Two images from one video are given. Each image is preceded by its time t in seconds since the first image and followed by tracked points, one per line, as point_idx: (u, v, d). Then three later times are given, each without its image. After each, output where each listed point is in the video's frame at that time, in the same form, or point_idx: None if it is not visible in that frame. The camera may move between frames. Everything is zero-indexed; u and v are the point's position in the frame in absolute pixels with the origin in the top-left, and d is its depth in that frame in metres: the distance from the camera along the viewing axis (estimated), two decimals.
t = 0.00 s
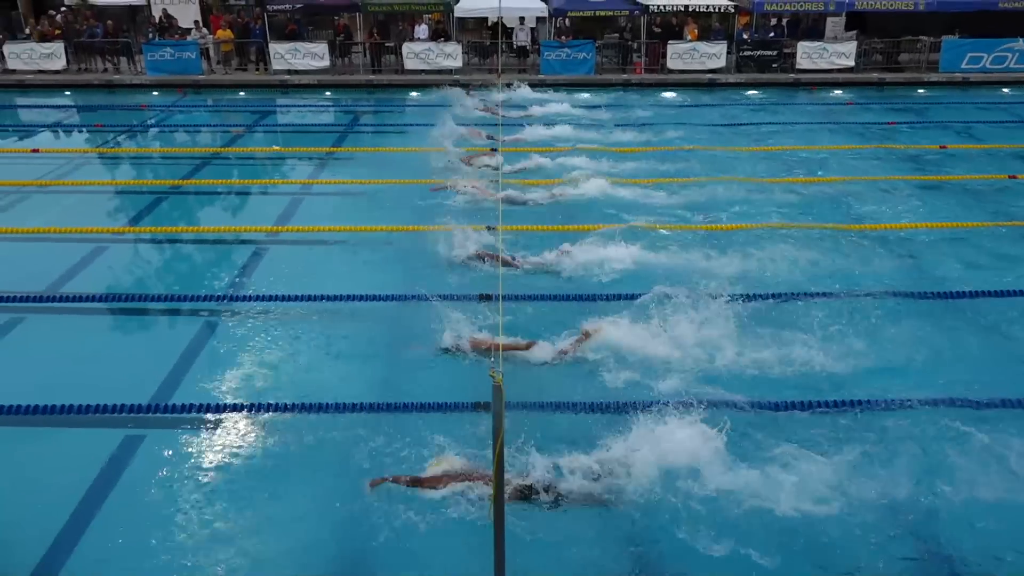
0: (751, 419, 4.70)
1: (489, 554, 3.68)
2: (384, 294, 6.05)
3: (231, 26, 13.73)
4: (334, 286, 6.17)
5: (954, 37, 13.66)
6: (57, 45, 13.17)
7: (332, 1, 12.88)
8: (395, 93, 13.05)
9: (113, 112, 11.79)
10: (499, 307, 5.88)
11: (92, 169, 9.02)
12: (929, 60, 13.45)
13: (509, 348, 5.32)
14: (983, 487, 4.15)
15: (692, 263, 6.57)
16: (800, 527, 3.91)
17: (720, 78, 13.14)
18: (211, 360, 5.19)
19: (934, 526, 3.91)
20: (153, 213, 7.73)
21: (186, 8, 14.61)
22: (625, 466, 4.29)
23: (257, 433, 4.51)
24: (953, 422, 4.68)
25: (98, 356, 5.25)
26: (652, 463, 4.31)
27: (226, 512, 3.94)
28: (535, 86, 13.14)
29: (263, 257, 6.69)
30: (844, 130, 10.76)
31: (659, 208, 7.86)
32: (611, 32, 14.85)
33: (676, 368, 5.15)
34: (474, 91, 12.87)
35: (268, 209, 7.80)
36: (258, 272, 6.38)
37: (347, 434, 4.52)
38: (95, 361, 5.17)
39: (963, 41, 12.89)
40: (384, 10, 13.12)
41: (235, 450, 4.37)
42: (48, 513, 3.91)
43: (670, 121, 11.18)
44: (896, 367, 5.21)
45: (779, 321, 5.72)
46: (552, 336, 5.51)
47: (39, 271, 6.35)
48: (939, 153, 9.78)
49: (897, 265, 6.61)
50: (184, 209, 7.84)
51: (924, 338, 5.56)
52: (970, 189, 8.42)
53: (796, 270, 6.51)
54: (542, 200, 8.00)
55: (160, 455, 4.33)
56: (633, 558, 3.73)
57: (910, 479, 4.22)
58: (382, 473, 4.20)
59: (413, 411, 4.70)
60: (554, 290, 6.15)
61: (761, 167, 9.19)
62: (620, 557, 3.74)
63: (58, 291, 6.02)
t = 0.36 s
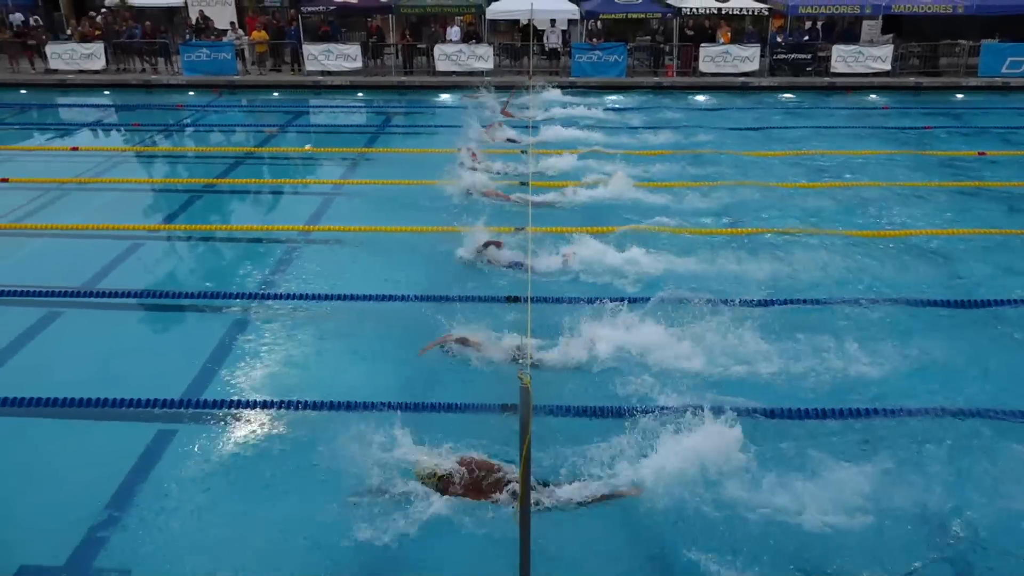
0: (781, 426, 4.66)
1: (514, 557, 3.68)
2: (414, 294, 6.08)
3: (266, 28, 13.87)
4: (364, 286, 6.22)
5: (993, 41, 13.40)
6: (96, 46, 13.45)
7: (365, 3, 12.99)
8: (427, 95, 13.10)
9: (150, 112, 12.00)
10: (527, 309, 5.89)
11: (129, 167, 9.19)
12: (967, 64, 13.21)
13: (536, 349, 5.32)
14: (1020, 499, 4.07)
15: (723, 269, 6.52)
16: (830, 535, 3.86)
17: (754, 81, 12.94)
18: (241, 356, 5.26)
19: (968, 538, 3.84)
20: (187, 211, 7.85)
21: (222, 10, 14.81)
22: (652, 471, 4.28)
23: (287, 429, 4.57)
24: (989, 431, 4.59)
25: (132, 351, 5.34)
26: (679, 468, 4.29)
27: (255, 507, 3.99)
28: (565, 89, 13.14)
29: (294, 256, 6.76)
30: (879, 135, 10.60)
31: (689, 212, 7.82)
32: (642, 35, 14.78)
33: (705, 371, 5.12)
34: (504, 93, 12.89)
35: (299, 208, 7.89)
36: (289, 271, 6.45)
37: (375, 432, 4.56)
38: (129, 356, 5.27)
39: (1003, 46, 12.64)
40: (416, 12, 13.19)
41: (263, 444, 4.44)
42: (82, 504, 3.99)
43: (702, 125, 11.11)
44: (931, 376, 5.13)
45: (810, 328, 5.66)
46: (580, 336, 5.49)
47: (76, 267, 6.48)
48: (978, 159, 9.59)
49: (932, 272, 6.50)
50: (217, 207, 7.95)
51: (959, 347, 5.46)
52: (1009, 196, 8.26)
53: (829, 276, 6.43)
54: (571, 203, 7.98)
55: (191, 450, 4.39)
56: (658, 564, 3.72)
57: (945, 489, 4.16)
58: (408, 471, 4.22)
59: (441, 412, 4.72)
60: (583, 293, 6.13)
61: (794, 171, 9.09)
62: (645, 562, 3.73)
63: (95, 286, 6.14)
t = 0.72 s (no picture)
0: (815, 435, 4.59)
1: (541, 559, 3.67)
2: (447, 294, 6.10)
3: (306, 28, 14.03)
4: (399, 285, 6.26)
5: None
6: (141, 45, 13.74)
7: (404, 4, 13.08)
8: (463, 96, 13.15)
9: (192, 110, 12.21)
10: (558, 311, 5.88)
11: (171, 165, 9.36)
12: (1015, 69, 12.90)
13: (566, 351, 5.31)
14: None
15: (759, 275, 6.45)
16: (864, 546, 3.80)
17: (793, 84, 12.79)
18: (274, 352, 5.32)
19: (1010, 552, 3.75)
20: (225, 208, 7.98)
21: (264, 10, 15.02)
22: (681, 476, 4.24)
23: (323, 426, 4.61)
24: None
25: (171, 345, 5.43)
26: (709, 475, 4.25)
27: (284, 502, 4.03)
28: (602, 91, 13.08)
29: (327, 254, 6.82)
30: (923, 140, 10.39)
31: (725, 215, 7.75)
32: (681, 37, 14.69)
33: (738, 378, 5.06)
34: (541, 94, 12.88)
35: (335, 207, 7.97)
36: (325, 269, 6.52)
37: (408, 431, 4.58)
38: (166, 349, 5.36)
39: None
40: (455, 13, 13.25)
41: (299, 441, 4.48)
42: (117, 494, 4.07)
43: (740, 128, 10.99)
44: (973, 386, 5.01)
45: (848, 335, 5.57)
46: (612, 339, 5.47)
47: (116, 262, 6.61)
48: None
49: (976, 280, 6.36)
50: (256, 206, 8.06)
51: (1003, 357, 5.33)
52: None
53: (868, 282, 6.33)
54: (606, 205, 7.98)
55: (224, 443, 4.45)
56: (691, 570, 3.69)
57: (985, 504, 4.05)
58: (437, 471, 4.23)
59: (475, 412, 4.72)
60: (616, 295, 6.10)
61: (833, 176, 8.96)
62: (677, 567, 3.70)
63: (134, 281, 6.27)
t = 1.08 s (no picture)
0: (850, 444, 4.50)
1: (569, 562, 3.65)
2: (479, 295, 6.11)
3: (343, 28, 14.17)
4: (430, 284, 6.28)
5: None
6: (182, 45, 13.99)
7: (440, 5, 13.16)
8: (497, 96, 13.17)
9: (230, 109, 12.39)
10: (589, 313, 5.86)
11: (208, 163, 9.51)
12: None
13: (595, 352, 5.30)
14: None
15: (793, 280, 6.37)
16: (899, 557, 3.72)
17: (831, 87, 12.62)
18: (307, 349, 5.37)
19: None
20: (261, 205, 8.08)
21: (302, 11, 15.18)
22: (712, 483, 4.19)
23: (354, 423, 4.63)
24: None
25: (207, 339, 5.50)
26: (742, 482, 4.19)
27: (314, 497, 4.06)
28: (636, 92, 13.02)
29: (360, 253, 6.87)
30: (965, 145, 10.19)
31: (760, 219, 7.67)
32: (717, 38, 14.57)
33: (771, 385, 5.00)
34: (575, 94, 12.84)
35: (368, 206, 8.03)
36: (358, 268, 6.57)
37: (439, 430, 4.58)
38: (200, 343, 5.44)
39: None
40: (490, 14, 13.30)
41: (331, 437, 4.50)
42: (150, 483, 4.13)
43: (777, 131, 10.87)
44: (1014, 397, 4.90)
45: (884, 343, 5.48)
46: (644, 343, 5.44)
47: (153, 257, 6.74)
48: None
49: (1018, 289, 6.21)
50: (291, 203, 8.15)
51: None
52: None
53: (906, 289, 6.21)
54: (638, 207, 7.94)
55: (256, 437, 4.50)
56: None
57: None
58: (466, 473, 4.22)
59: (505, 413, 4.71)
60: (649, 297, 6.07)
61: (871, 180, 8.82)
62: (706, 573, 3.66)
63: (170, 276, 6.37)
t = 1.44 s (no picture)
0: (883, 452, 4.43)
1: (593, 564, 3.65)
2: (508, 296, 6.11)
3: (377, 28, 14.27)
4: (459, 284, 6.31)
5: None
6: (220, 44, 14.20)
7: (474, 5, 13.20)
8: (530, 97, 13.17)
9: (265, 108, 12.55)
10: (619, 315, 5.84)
11: (243, 161, 9.65)
12: None
13: (623, 355, 5.27)
14: None
15: (826, 285, 6.29)
16: (929, 570, 3.66)
17: (868, 90, 12.43)
18: (337, 347, 5.42)
19: None
20: (294, 204, 8.17)
21: (336, 11, 15.30)
22: (741, 489, 4.14)
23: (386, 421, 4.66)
24: None
25: (239, 335, 5.58)
26: (771, 490, 4.14)
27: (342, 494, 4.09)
28: (669, 94, 12.94)
29: (390, 252, 6.91)
30: (1006, 150, 9.97)
31: (793, 224, 7.57)
32: (752, 39, 14.44)
33: (803, 392, 4.94)
34: (608, 96, 12.80)
35: (400, 205, 8.08)
36: (389, 267, 6.61)
37: (468, 430, 4.59)
38: (231, 339, 5.51)
39: None
40: (523, 14, 13.31)
41: (363, 433, 4.53)
42: (180, 476, 4.19)
43: (812, 134, 10.74)
44: None
45: (919, 352, 5.38)
46: (673, 347, 5.41)
47: (189, 254, 6.84)
48: None
49: None
50: (323, 202, 8.23)
51: None
52: None
53: (943, 297, 6.10)
54: (669, 210, 7.88)
55: (285, 433, 4.54)
56: None
57: None
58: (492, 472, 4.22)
59: (534, 414, 4.71)
60: (680, 301, 6.03)
61: (908, 185, 8.67)
62: None
63: (204, 273, 6.47)
